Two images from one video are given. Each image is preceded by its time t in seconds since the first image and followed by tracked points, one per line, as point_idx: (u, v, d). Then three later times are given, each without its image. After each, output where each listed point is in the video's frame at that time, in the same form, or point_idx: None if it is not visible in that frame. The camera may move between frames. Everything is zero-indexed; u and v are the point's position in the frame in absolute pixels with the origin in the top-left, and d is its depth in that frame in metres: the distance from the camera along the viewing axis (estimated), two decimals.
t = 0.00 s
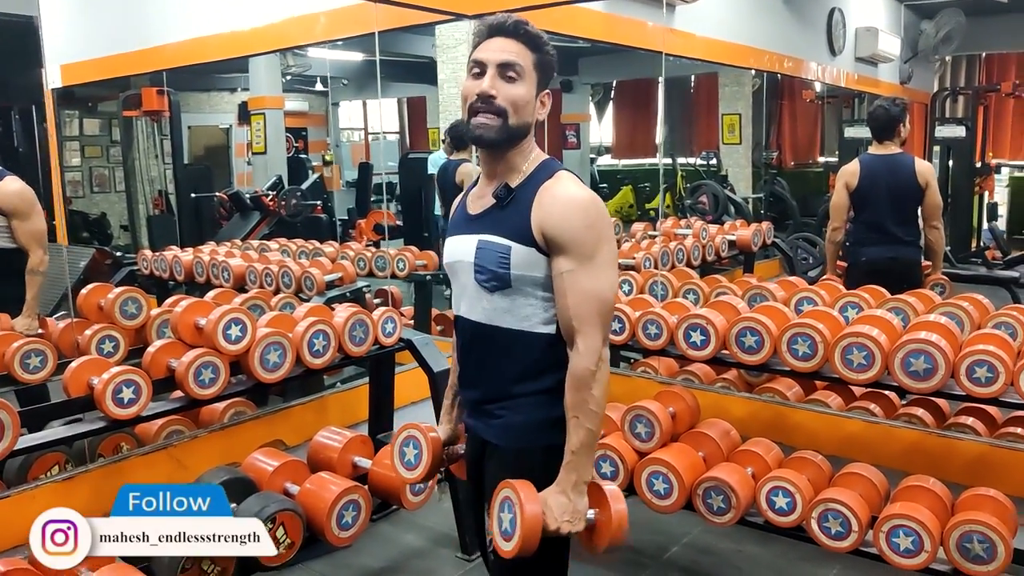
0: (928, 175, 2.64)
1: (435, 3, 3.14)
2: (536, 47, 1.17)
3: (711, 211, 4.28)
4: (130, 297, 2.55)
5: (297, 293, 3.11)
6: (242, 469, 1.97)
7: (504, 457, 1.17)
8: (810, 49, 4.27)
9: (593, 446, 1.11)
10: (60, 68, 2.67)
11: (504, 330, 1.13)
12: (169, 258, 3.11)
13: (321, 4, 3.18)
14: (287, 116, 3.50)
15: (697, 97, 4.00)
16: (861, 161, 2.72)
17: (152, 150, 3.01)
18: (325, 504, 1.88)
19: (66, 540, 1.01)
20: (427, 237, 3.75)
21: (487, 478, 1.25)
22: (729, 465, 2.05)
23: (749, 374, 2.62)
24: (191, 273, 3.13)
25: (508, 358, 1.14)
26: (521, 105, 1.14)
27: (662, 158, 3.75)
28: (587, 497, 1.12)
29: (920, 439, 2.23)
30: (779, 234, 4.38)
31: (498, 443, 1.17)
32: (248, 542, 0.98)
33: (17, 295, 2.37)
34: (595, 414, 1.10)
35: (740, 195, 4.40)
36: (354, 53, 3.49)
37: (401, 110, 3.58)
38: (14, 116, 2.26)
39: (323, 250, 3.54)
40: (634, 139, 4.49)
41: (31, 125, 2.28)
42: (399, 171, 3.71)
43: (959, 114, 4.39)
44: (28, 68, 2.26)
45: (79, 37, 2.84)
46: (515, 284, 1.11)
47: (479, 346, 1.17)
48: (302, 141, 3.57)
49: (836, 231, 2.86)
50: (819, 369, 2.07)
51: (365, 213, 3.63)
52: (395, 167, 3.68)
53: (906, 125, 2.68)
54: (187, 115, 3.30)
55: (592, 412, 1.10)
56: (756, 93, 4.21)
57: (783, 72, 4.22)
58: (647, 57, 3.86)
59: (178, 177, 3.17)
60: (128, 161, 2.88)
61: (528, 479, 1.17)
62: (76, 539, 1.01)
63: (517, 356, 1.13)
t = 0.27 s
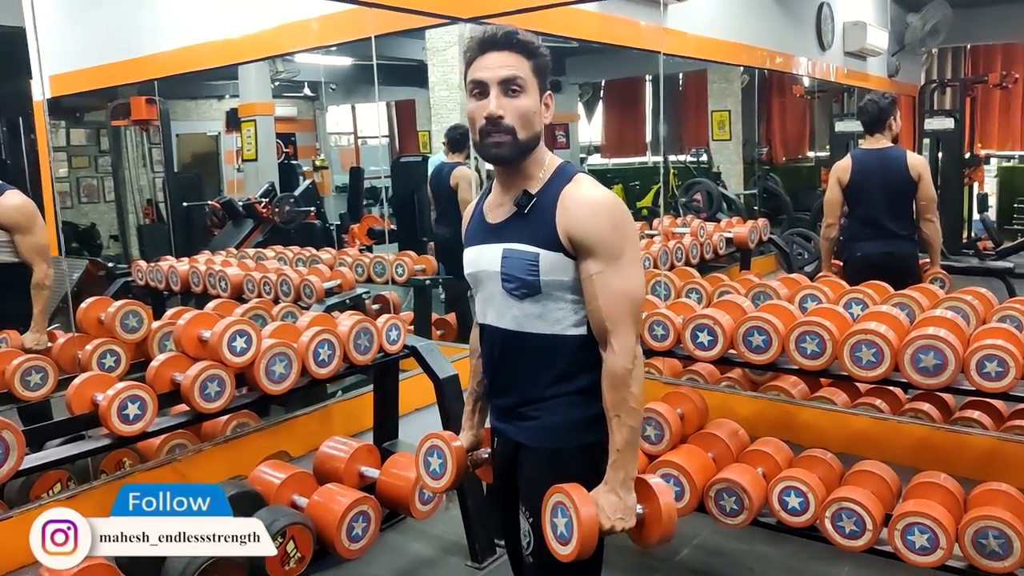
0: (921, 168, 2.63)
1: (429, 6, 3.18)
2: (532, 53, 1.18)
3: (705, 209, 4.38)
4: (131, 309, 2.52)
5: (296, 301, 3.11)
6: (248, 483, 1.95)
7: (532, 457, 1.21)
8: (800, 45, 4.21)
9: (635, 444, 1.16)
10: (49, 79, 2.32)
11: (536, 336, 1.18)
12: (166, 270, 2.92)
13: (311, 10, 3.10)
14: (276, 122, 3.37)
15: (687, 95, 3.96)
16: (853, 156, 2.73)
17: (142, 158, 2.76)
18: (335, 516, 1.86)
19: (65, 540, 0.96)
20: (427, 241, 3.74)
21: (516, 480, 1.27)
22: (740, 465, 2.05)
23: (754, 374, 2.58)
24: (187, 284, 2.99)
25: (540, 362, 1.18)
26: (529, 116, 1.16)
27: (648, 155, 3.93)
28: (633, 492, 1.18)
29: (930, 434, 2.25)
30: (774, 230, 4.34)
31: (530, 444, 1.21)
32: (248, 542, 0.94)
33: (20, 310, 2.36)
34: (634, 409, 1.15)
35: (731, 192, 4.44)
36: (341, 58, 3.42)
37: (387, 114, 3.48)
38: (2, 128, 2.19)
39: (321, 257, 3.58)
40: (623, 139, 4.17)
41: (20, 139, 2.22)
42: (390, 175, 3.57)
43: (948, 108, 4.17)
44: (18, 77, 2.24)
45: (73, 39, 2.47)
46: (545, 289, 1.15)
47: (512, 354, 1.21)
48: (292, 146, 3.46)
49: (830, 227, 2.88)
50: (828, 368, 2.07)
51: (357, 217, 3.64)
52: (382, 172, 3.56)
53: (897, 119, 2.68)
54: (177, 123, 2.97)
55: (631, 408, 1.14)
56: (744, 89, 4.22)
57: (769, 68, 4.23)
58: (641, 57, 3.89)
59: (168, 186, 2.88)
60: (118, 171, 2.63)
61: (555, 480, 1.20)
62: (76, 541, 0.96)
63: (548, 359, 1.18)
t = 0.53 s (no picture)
0: (911, 168, 2.64)
1: (416, 15, 3.21)
2: (529, 66, 1.17)
3: (697, 212, 4.29)
4: (128, 322, 2.54)
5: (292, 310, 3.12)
6: (250, 494, 1.93)
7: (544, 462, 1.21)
8: (788, 48, 4.41)
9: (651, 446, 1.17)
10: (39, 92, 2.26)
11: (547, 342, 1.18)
12: (160, 280, 2.83)
13: (303, 21, 3.04)
14: (267, 132, 3.33)
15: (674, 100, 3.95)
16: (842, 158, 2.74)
17: (131, 170, 2.67)
18: (337, 526, 1.84)
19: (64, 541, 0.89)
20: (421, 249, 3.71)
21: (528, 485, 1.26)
22: (742, 468, 2.04)
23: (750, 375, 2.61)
24: (181, 295, 2.93)
25: (551, 366, 1.18)
26: (523, 132, 1.15)
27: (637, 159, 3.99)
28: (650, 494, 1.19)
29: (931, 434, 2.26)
30: (767, 232, 4.34)
31: (545, 449, 1.20)
32: (248, 543, 0.86)
33: (20, 324, 2.32)
34: (648, 412, 1.15)
35: (721, 196, 4.35)
36: (330, 67, 3.38)
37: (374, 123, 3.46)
38: None
39: (314, 266, 3.51)
40: (612, 142, 4.00)
41: (9, 151, 2.19)
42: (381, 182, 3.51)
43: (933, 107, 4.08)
44: (7, 91, 2.19)
45: (56, 49, 2.36)
46: (554, 296, 1.14)
47: (522, 361, 1.21)
48: (281, 156, 3.39)
49: (822, 228, 2.89)
50: (828, 369, 2.08)
51: (348, 226, 3.53)
52: (369, 180, 3.47)
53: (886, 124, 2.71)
54: (166, 133, 2.88)
55: (646, 411, 1.15)
56: (731, 93, 4.22)
57: (758, 71, 4.28)
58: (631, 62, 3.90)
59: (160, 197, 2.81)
60: (107, 183, 2.55)
61: (567, 484, 1.20)
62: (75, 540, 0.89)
63: (559, 363, 1.18)
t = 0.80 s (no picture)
0: (911, 166, 2.65)
1: (416, 11, 3.20)
2: (546, 69, 1.14)
3: (695, 211, 4.26)
4: (132, 320, 2.51)
5: (293, 308, 3.19)
6: (254, 492, 1.93)
7: (545, 459, 1.20)
8: (787, 46, 4.36)
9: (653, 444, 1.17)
10: (41, 91, 2.29)
11: (552, 338, 1.17)
12: (160, 280, 2.82)
13: (303, 18, 3.03)
14: (264, 131, 3.25)
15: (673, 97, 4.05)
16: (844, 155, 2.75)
17: (129, 170, 2.66)
18: (342, 523, 1.84)
19: (66, 540, 0.91)
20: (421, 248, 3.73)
21: (527, 481, 1.26)
22: (744, 465, 2.05)
23: (751, 372, 2.59)
24: (182, 294, 2.92)
25: (550, 362, 1.19)
26: (524, 135, 1.14)
27: (636, 156, 4.10)
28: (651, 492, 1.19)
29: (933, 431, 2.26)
30: (766, 230, 4.33)
31: (547, 445, 1.20)
32: (249, 543, 0.87)
33: (21, 322, 2.35)
34: (652, 411, 1.15)
35: (720, 193, 4.40)
36: (328, 66, 3.36)
37: (371, 121, 3.47)
38: None
39: (315, 265, 3.51)
40: (609, 141, 4.17)
41: (8, 150, 2.22)
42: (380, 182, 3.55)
43: (934, 105, 3.96)
44: (6, 91, 2.23)
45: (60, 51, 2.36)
46: (556, 292, 1.14)
47: (524, 357, 1.21)
48: (279, 155, 3.33)
49: (823, 225, 2.90)
50: (830, 365, 2.10)
51: (346, 225, 3.54)
52: (367, 178, 3.51)
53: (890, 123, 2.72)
54: (163, 133, 2.85)
55: (649, 410, 1.15)
56: (730, 90, 4.28)
57: (757, 68, 4.29)
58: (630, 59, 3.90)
59: (159, 196, 2.79)
60: (106, 182, 2.55)
61: (568, 480, 1.20)
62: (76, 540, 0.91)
63: (560, 360, 1.18)
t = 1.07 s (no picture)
0: (915, 169, 2.64)
1: (419, 16, 3.15)
2: (561, 69, 1.14)
3: (697, 212, 4.25)
4: (137, 322, 2.54)
5: (296, 310, 3.15)
6: (258, 493, 1.92)
7: (542, 462, 1.20)
8: (788, 48, 4.37)
9: (649, 451, 1.16)
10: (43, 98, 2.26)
11: (553, 341, 1.17)
12: (164, 283, 2.84)
13: (302, 23, 2.99)
14: (266, 135, 3.27)
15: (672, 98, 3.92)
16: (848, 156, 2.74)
17: (132, 175, 2.68)
18: (346, 524, 1.84)
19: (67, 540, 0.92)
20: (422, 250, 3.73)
21: (524, 484, 1.26)
22: (748, 466, 2.04)
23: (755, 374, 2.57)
24: (185, 296, 2.94)
25: (547, 365, 1.18)
26: (539, 133, 1.14)
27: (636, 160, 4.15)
28: (642, 501, 1.18)
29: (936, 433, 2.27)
30: (767, 231, 4.31)
31: (543, 447, 1.20)
32: (249, 543, 0.88)
33: (22, 327, 2.36)
34: (648, 419, 1.15)
35: (720, 196, 4.34)
36: (329, 70, 3.33)
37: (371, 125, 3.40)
38: None
39: (317, 267, 3.53)
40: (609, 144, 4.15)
41: (12, 157, 2.18)
42: (380, 185, 3.49)
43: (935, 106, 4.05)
44: (11, 96, 2.19)
45: (67, 59, 2.37)
46: (559, 296, 1.14)
47: (524, 359, 1.20)
48: (280, 159, 3.34)
49: (825, 226, 2.88)
50: (834, 366, 2.09)
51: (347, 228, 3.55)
52: (367, 182, 3.47)
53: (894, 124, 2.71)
54: (167, 138, 2.86)
55: (644, 417, 1.15)
56: (729, 92, 4.25)
57: (757, 70, 4.28)
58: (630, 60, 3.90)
59: (161, 201, 2.82)
60: (108, 186, 2.56)
61: (566, 482, 1.19)
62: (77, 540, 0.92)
63: (560, 362, 1.17)
